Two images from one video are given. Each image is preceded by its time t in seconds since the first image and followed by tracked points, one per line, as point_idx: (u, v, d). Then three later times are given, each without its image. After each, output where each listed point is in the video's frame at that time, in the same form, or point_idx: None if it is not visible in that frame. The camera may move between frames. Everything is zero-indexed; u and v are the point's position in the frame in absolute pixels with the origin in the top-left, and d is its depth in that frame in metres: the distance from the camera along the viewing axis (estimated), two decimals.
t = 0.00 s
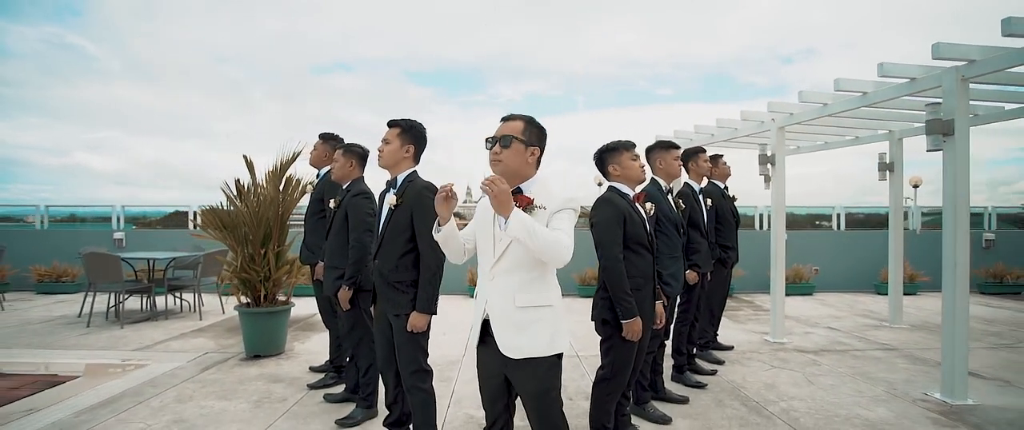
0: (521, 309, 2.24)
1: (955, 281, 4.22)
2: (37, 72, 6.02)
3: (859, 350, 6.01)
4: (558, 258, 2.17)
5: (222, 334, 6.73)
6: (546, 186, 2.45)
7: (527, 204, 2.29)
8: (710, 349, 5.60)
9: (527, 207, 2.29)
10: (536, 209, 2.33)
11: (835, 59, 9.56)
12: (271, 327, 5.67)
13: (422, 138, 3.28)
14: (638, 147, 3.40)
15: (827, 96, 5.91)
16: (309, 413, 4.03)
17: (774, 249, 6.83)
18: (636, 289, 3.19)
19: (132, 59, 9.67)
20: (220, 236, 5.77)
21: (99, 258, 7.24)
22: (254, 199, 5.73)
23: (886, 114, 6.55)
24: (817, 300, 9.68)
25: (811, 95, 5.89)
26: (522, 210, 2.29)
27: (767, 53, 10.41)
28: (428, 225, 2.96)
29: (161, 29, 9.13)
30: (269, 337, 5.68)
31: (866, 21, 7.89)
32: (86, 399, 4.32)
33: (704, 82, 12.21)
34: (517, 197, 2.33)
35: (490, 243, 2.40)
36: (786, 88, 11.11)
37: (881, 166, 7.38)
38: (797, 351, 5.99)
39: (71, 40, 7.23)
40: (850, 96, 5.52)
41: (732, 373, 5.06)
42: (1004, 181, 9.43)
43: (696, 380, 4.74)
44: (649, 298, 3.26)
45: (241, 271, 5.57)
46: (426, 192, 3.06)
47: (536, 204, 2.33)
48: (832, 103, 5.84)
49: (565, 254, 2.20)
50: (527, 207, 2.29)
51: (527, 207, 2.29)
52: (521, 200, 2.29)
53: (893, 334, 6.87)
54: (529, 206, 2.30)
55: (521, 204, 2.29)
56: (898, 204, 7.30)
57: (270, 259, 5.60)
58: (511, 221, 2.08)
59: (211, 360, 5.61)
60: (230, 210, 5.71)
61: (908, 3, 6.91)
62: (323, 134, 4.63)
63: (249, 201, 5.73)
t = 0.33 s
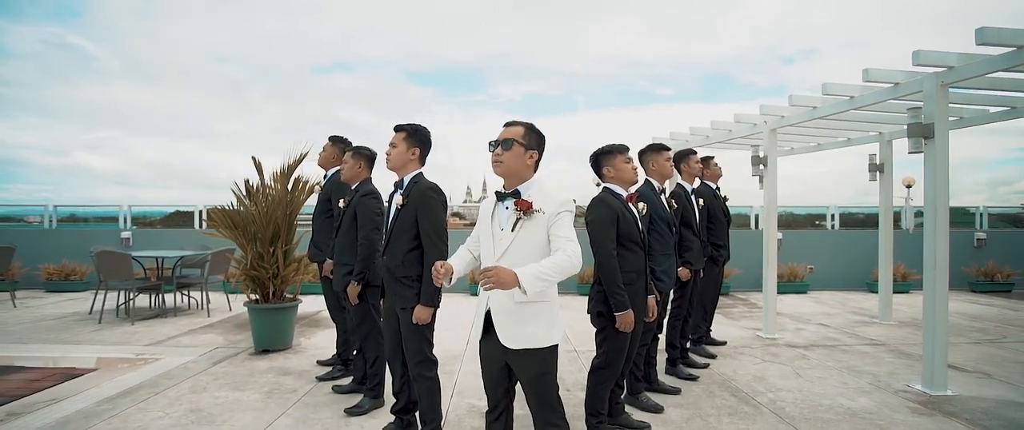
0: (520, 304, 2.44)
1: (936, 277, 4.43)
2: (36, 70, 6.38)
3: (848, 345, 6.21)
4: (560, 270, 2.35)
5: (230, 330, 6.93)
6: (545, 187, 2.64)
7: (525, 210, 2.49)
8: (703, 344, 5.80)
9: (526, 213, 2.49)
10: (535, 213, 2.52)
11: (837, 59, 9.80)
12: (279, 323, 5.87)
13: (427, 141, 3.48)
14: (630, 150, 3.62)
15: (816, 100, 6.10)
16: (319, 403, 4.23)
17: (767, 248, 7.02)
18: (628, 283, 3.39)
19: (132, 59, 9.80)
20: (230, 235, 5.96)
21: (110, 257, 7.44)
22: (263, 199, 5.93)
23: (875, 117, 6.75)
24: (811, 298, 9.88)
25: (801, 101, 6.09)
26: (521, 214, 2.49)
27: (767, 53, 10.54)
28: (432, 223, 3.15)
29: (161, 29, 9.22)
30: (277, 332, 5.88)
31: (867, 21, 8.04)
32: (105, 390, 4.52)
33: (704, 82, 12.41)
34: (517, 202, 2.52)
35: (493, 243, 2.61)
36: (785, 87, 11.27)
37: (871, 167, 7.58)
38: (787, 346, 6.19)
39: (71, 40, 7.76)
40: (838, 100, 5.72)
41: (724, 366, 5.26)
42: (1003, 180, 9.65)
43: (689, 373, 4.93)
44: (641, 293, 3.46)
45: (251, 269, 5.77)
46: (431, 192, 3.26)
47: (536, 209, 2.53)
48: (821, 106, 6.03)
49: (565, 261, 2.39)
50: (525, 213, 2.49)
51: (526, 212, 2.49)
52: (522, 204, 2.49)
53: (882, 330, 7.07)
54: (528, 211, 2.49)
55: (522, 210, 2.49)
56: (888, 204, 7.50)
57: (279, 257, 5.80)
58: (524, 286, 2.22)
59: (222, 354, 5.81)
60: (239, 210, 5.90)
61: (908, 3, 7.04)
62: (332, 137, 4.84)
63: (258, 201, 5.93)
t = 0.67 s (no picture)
0: (517, 297, 2.66)
1: (916, 273, 4.65)
2: (37, 72, 6.02)
3: (837, 340, 6.42)
4: (561, 273, 2.58)
5: (238, 326, 7.14)
6: (540, 187, 2.83)
7: (523, 212, 2.69)
8: (696, 339, 6.01)
9: (523, 216, 2.70)
10: (533, 214, 2.73)
11: (837, 59, 10.02)
12: (287, 318, 6.07)
13: (430, 144, 3.68)
14: (622, 153, 3.84)
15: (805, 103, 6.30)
16: (327, 393, 4.43)
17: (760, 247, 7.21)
18: (621, 279, 3.59)
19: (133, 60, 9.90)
20: (240, 234, 6.17)
21: (122, 254, 7.61)
22: (271, 199, 6.14)
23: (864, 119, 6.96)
24: (805, 296, 10.09)
25: (790, 103, 6.30)
26: (518, 215, 2.69)
27: (767, 54, 10.74)
28: (435, 221, 3.36)
29: (161, 29, 9.33)
30: (284, 327, 6.08)
31: (867, 21, 8.23)
32: (123, 382, 4.72)
33: (704, 82, 12.63)
34: (514, 204, 2.72)
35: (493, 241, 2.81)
36: (784, 87, 11.44)
37: (861, 168, 7.79)
38: (778, 341, 6.40)
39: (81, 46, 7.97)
40: (826, 103, 5.93)
41: (716, 360, 5.47)
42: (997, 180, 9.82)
43: (682, 366, 5.13)
44: (633, 287, 3.66)
45: (260, 267, 5.98)
46: (435, 191, 3.46)
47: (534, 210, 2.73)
48: (809, 109, 6.23)
49: (561, 261, 2.61)
50: (523, 215, 2.70)
51: (524, 215, 2.69)
52: (519, 207, 2.69)
53: (872, 327, 7.27)
54: (525, 214, 2.70)
55: (519, 212, 2.69)
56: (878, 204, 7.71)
57: (287, 255, 6.01)
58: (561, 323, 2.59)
59: (232, 349, 6.02)
60: (249, 210, 6.10)
61: (908, 3, 7.20)
62: (340, 140, 5.04)
63: (266, 201, 6.14)
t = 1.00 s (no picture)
0: (516, 291, 2.86)
1: (897, 270, 4.87)
2: (37, 72, 6.69)
3: (826, 336, 6.64)
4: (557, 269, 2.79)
5: (246, 323, 7.36)
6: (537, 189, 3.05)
7: (520, 213, 2.90)
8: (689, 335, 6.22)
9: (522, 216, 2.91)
10: (530, 214, 2.94)
11: (836, 59, 10.23)
12: (294, 315, 6.28)
13: (433, 148, 3.89)
14: (615, 156, 4.06)
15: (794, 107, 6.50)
16: (334, 385, 4.65)
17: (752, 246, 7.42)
18: (613, 274, 3.81)
19: (131, 59, 10.10)
20: (248, 233, 6.39)
21: (132, 252, 7.82)
22: (279, 200, 6.36)
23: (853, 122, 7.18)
24: (798, 294, 10.31)
25: (780, 107, 6.52)
26: (516, 216, 2.90)
27: (767, 54, 10.94)
28: (438, 220, 3.57)
29: (160, 29, 9.44)
30: (292, 323, 6.28)
31: (867, 19, 8.45)
32: (139, 374, 4.94)
33: (704, 82, 12.85)
34: (513, 205, 2.94)
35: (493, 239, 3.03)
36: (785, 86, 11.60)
37: (851, 169, 8.01)
38: (769, 337, 6.62)
39: (72, 40, 8.49)
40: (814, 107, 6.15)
41: (707, 354, 5.69)
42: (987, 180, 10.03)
43: (674, 359, 5.33)
44: (625, 282, 3.87)
45: (268, 265, 6.19)
46: (438, 193, 3.67)
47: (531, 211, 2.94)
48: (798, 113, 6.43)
49: (558, 259, 2.83)
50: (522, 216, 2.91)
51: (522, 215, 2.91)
52: (518, 208, 2.90)
53: (862, 323, 7.49)
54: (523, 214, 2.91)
55: (518, 213, 2.90)
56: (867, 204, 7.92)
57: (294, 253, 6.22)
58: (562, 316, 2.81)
59: (241, 344, 6.24)
60: (257, 211, 6.32)
61: (908, 3, 7.41)
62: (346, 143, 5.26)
63: (274, 202, 6.36)
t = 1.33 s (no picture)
0: (515, 286, 3.08)
1: (881, 268, 5.08)
2: (37, 72, 6.51)
3: (816, 332, 6.86)
4: (552, 265, 3.01)
5: (254, 319, 7.58)
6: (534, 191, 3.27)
7: (519, 214, 3.12)
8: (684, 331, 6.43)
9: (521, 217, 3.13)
10: (527, 215, 3.15)
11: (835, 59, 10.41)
12: (301, 311, 6.50)
13: (437, 152, 4.11)
14: (609, 160, 4.28)
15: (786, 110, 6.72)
16: (342, 378, 4.87)
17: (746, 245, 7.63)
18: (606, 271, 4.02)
19: (132, 61, 10.20)
20: (258, 233, 6.61)
21: (143, 252, 8.02)
22: (287, 200, 6.57)
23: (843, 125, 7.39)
24: (793, 293, 10.53)
25: (772, 110, 6.74)
26: (515, 216, 3.12)
27: (767, 54, 11.14)
28: (441, 220, 3.78)
29: (161, 29, 9.65)
30: (299, 319, 6.50)
31: (867, 20, 8.67)
32: (154, 367, 5.15)
33: (704, 82, 13.08)
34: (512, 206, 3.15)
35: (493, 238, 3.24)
36: (785, 86, 11.80)
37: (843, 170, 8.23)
38: (761, 333, 6.84)
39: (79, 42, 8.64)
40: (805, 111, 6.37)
41: (700, 349, 5.91)
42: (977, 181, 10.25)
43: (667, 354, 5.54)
44: (618, 278, 4.09)
45: (276, 263, 6.41)
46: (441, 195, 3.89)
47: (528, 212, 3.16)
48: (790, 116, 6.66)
49: (552, 257, 3.04)
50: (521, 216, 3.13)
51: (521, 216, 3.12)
52: (517, 209, 3.12)
53: (852, 321, 7.70)
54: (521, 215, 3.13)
55: (517, 214, 3.12)
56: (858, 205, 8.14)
57: (301, 252, 6.43)
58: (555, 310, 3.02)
59: (250, 340, 6.46)
60: (266, 211, 6.54)
61: (906, 3, 7.59)
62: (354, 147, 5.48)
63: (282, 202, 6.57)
